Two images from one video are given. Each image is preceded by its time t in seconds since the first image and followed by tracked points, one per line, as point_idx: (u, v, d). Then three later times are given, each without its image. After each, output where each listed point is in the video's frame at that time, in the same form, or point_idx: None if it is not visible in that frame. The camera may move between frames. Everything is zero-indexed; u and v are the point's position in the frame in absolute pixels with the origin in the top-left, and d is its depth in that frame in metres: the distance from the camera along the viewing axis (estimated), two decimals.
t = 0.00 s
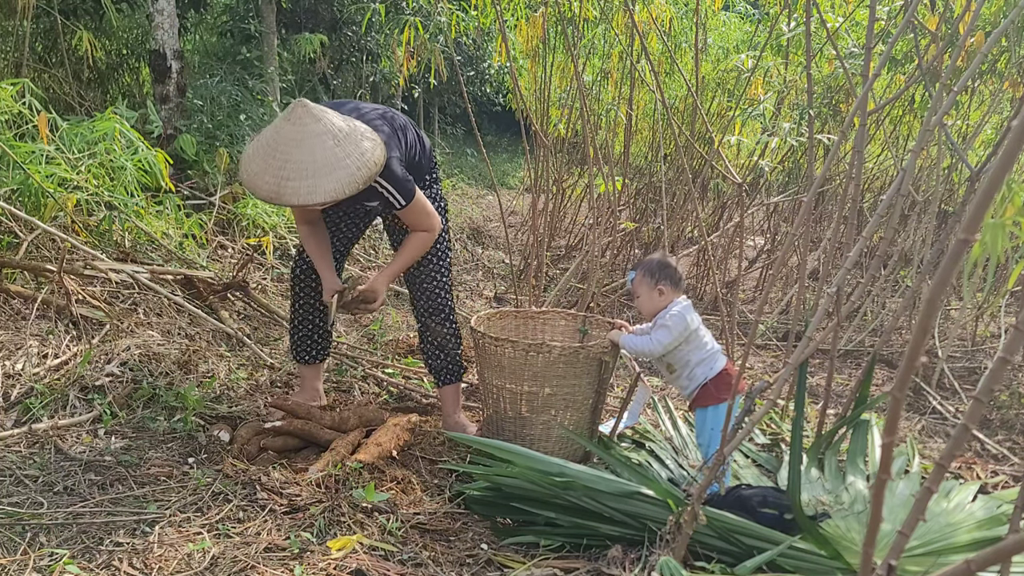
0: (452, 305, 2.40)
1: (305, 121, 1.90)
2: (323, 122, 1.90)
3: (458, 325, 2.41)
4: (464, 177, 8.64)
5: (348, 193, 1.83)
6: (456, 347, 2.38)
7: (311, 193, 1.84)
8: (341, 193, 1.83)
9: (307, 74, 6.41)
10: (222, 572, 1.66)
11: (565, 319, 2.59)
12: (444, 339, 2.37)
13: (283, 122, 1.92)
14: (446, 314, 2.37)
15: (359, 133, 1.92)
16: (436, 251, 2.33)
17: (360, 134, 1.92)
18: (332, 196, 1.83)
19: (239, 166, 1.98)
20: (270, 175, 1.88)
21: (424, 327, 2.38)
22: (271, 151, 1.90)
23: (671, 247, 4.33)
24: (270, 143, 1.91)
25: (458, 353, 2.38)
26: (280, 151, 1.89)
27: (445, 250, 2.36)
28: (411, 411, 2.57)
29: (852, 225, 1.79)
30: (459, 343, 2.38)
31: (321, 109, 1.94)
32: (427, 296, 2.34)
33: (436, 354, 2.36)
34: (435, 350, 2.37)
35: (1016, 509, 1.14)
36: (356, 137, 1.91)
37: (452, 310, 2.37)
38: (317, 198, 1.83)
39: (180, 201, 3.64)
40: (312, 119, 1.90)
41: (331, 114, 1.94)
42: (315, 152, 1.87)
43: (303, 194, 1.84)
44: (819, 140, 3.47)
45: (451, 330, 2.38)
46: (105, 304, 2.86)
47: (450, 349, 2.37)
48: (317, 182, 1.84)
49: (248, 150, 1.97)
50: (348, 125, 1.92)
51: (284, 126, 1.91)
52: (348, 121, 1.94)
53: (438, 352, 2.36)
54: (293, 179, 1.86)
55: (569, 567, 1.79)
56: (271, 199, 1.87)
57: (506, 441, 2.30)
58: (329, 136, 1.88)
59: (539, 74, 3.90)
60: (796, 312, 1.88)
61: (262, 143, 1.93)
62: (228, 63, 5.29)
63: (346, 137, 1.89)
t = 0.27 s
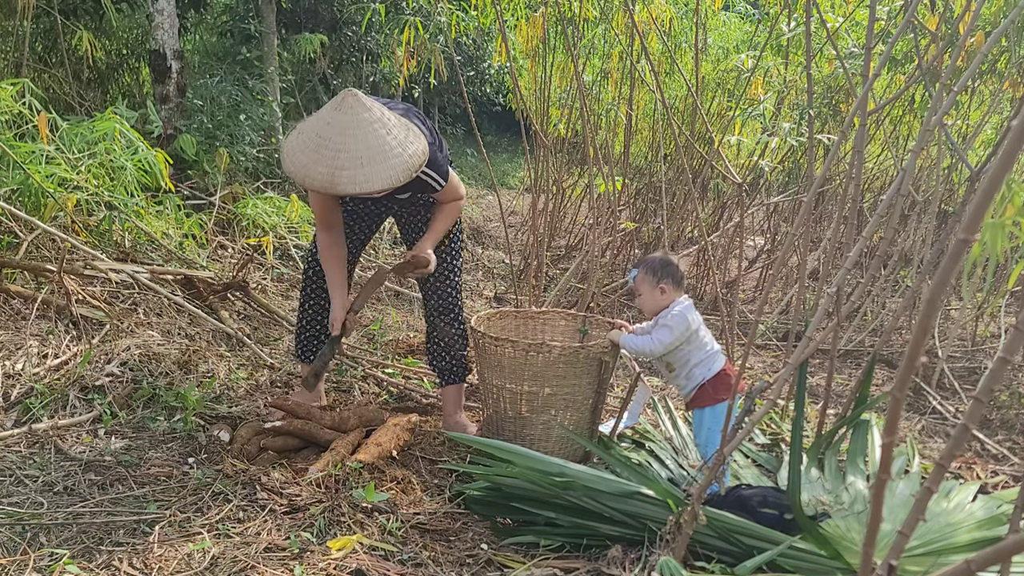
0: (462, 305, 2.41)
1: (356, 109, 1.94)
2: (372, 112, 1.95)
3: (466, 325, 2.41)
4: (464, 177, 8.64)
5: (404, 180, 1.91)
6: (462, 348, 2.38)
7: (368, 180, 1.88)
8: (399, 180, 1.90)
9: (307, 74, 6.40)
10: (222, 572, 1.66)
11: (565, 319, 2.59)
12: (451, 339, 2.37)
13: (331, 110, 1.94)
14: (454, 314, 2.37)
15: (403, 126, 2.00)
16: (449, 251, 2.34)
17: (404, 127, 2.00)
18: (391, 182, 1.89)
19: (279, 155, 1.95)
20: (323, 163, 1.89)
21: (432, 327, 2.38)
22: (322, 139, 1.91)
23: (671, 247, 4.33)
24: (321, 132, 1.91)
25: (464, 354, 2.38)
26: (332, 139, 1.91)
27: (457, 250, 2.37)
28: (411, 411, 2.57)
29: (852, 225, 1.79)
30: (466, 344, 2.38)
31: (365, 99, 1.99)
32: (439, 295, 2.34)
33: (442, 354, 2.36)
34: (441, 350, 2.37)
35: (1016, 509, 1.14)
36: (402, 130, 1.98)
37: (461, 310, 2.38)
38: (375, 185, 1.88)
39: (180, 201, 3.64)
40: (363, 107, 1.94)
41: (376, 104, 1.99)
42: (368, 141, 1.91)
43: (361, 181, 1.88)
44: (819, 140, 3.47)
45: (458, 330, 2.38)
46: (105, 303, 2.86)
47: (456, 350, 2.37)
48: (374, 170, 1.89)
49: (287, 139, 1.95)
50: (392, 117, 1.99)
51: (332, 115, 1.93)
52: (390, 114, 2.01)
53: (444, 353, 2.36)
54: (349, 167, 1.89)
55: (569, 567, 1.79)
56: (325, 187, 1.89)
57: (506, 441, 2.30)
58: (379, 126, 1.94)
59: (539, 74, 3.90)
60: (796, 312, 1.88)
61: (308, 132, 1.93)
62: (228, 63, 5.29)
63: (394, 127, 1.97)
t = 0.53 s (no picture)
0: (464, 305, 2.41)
1: (375, 116, 1.93)
2: (391, 118, 1.94)
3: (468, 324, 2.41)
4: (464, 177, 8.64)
5: (423, 187, 1.90)
6: (464, 348, 2.38)
7: (387, 187, 1.88)
8: (417, 187, 1.90)
9: (307, 74, 6.40)
10: (222, 572, 1.66)
11: (565, 319, 2.59)
12: (453, 339, 2.37)
13: (350, 117, 1.93)
14: (457, 314, 2.38)
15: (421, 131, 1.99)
16: (454, 251, 2.34)
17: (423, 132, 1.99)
18: (410, 190, 1.89)
19: (297, 158, 1.95)
20: (342, 169, 1.89)
21: (434, 327, 2.38)
22: (341, 145, 1.91)
23: (670, 247, 4.33)
24: (340, 137, 1.91)
25: (466, 354, 2.39)
26: (351, 145, 1.90)
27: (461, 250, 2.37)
28: (411, 411, 2.57)
29: (852, 225, 1.79)
30: (468, 344, 2.38)
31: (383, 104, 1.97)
32: (443, 296, 2.35)
33: (444, 355, 2.36)
34: (444, 351, 2.37)
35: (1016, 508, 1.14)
36: (419, 134, 1.97)
37: (463, 310, 2.38)
38: (395, 191, 1.88)
39: (180, 201, 3.64)
40: (382, 114, 1.93)
41: (394, 111, 1.98)
42: (386, 147, 1.90)
43: (380, 188, 1.88)
44: (819, 140, 3.47)
45: (461, 330, 2.38)
46: (105, 303, 2.86)
47: (458, 350, 2.37)
48: (392, 177, 1.89)
49: (305, 144, 1.95)
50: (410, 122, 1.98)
51: (352, 120, 1.92)
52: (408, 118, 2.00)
53: (446, 353, 2.36)
54: (369, 173, 1.88)
55: (569, 567, 1.79)
56: (343, 193, 1.89)
57: (506, 441, 2.30)
58: (398, 132, 1.93)
59: (539, 74, 3.90)
60: (796, 312, 1.88)
61: (327, 137, 1.93)
62: (228, 63, 5.30)
63: (413, 134, 1.96)
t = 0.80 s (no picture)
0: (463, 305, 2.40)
1: (360, 144, 1.84)
2: (377, 146, 1.85)
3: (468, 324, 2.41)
4: (464, 177, 8.63)
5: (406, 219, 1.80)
6: (463, 347, 2.38)
7: (368, 220, 1.79)
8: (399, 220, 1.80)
9: (307, 74, 6.40)
10: (222, 571, 1.66)
11: (565, 319, 2.59)
12: (453, 338, 2.36)
13: (336, 144, 1.85)
14: (457, 313, 2.37)
15: (409, 157, 1.89)
16: (453, 251, 2.34)
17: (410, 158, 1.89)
18: (390, 222, 1.79)
19: (284, 183, 1.88)
20: (324, 199, 1.81)
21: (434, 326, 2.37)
22: (324, 173, 1.83)
23: (670, 247, 4.33)
24: (325, 165, 1.83)
25: (465, 353, 2.39)
26: (334, 174, 1.82)
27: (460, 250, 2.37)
28: (411, 411, 2.57)
29: (852, 225, 1.79)
30: (467, 343, 2.38)
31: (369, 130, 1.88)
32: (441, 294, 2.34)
33: (443, 353, 2.36)
34: (443, 349, 2.36)
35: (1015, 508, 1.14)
36: (406, 161, 1.87)
37: (462, 309, 2.37)
38: (375, 224, 1.79)
39: (180, 201, 3.64)
40: (368, 142, 1.84)
41: (382, 137, 1.88)
42: (369, 177, 1.81)
43: (360, 220, 1.79)
44: (819, 140, 3.47)
45: (461, 330, 2.38)
46: (105, 304, 2.86)
47: (458, 349, 2.37)
48: (374, 207, 1.80)
49: (293, 168, 1.88)
50: (397, 147, 1.88)
51: (337, 148, 1.84)
52: (395, 144, 1.90)
53: (445, 352, 2.36)
54: (350, 204, 1.80)
55: (569, 567, 1.79)
56: (325, 223, 1.81)
57: (506, 441, 2.30)
58: (383, 160, 1.83)
59: (538, 74, 3.90)
60: (797, 312, 1.88)
61: (312, 163, 1.85)
62: (228, 63, 5.30)
63: (399, 162, 1.86)
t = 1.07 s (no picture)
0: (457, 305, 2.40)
1: (315, 164, 1.81)
2: (332, 167, 1.82)
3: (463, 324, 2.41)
4: (464, 177, 8.64)
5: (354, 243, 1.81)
6: (459, 347, 2.39)
7: (315, 242, 1.80)
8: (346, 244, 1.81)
9: (307, 74, 6.40)
10: (222, 572, 1.66)
11: (565, 319, 2.59)
12: (449, 338, 2.37)
13: (291, 161, 1.83)
14: (451, 314, 2.37)
15: (368, 177, 1.85)
16: (442, 251, 2.35)
17: (369, 178, 1.85)
18: (336, 246, 1.80)
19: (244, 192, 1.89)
20: (275, 217, 1.82)
21: (429, 327, 2.37)
22: (278, 192, 1.82)
23: (670, 247, 4.33)
24: (279, 183, 1.82)
25: (463, 353, 2.38)
26: (288, 193, 1.81)
27: (450, 250, 2.38)
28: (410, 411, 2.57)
29: (852, 225, 1.79)
30: (463, 343, 2.38)
31: (327, 149, 1.85)
32: (433, 295, 2.34)
33: (439, 353, 2.36)
34: (438, 349, 2.37)
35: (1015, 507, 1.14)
36: (363, 182, 1.84)
37: (456, 310, 2.37)
38: (323, 248, 1.80)
39: (180, 201, 3.64)
40: (322, 163, 1.81)
41: (340, 154, 1.85)
42: (322, 200, 1.80)
43: (306, 242, 1.80)
44: (819, 140, 3.47)
45: (456, 330, 2.38)
46: (105, 304, 2.86)
47: (455, 349, 2.37)
48: (323, 230, 1.80)
49: (251, 178, 1.88)
50: (355, 167, 1.85)
51: (291, 166, 1.82)
52: (354, 161, 1.86)
53: (442, 352, 2.36)
54: (299, 224, 1.80)
55: (569, 567, 1.79)
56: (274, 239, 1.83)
57: (506, 440, 2.30)
58: (337, 183, 1.81)
59: (538, 74, 3.90)
60: (796, 312, 1.88)
61: (268, 177, 1.85)
62: (229, 64, 5.30)
63: (354, 183, 1.83)
